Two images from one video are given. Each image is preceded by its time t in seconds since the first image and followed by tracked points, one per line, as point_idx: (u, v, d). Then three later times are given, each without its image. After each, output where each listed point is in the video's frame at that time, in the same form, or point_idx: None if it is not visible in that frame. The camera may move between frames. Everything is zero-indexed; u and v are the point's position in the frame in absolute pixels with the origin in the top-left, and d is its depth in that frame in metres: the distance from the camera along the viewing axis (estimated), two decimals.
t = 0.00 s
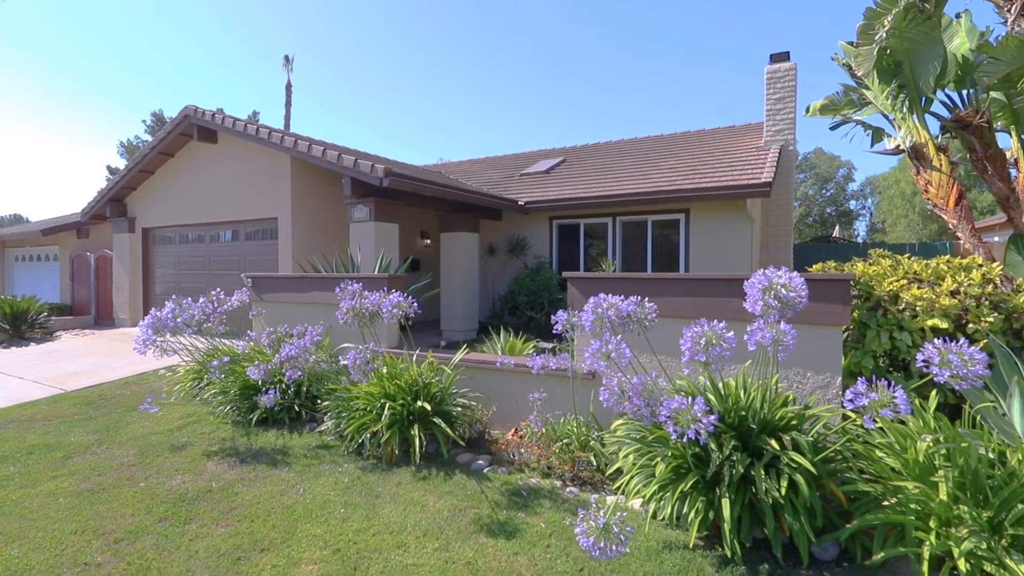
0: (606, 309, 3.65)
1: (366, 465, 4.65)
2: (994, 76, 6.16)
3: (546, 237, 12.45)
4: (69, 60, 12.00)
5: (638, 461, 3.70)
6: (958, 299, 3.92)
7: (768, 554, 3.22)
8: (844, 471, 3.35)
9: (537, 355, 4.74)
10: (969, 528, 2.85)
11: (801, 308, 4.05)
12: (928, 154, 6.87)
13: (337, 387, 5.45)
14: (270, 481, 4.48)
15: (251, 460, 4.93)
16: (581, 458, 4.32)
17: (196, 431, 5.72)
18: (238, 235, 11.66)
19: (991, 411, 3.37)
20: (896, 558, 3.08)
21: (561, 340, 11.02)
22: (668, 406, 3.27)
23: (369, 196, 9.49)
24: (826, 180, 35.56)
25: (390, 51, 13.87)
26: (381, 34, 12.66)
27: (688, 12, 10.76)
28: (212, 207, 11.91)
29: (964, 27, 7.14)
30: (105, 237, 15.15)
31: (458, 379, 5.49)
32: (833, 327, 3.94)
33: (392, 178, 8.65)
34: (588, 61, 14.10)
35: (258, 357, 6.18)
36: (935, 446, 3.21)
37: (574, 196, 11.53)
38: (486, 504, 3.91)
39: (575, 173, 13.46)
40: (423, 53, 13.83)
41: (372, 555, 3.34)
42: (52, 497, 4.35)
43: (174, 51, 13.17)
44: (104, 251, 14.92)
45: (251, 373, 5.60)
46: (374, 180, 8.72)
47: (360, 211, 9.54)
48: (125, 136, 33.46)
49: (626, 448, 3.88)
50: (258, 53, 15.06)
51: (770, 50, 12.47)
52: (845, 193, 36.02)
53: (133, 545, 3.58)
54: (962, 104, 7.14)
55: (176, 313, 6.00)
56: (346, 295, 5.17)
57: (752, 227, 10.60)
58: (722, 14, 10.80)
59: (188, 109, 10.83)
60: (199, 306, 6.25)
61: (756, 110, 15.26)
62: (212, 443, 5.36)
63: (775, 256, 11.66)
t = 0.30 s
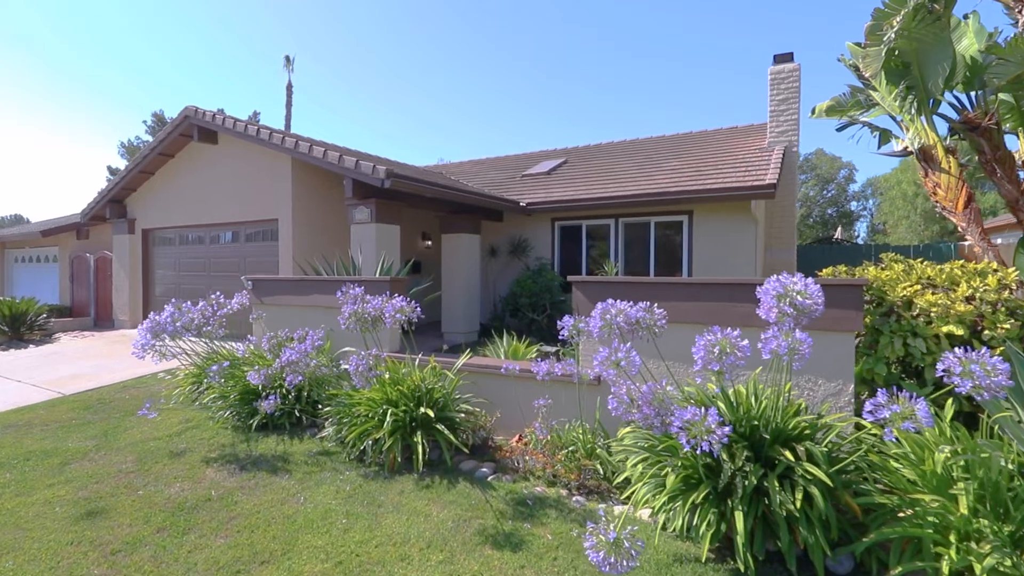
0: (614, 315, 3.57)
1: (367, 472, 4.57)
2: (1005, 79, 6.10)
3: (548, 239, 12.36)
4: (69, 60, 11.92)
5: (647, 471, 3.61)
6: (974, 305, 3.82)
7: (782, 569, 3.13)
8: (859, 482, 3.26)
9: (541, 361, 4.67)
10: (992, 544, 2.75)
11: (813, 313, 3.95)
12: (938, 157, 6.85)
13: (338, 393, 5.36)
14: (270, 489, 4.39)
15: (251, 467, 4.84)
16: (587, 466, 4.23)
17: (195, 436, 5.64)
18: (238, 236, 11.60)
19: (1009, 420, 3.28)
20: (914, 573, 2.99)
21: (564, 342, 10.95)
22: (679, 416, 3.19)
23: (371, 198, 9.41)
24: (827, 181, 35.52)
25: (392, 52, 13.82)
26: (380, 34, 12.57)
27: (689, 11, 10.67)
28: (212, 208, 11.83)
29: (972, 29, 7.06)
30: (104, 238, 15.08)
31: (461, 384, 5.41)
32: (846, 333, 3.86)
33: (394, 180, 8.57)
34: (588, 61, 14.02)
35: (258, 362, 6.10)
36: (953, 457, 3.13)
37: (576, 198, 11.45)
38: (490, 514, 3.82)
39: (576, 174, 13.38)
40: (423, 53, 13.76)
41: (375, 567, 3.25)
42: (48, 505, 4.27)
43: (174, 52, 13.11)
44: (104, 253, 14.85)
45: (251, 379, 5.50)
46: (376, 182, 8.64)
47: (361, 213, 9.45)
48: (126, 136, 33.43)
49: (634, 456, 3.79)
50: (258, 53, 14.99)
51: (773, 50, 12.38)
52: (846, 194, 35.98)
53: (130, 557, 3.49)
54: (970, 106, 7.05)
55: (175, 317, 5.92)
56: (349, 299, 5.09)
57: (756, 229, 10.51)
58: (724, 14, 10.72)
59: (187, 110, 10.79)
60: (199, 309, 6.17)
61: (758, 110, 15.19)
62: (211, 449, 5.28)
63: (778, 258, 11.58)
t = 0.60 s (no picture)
0: (623, 323, 3.48)
1: (369, 481, 4.48)
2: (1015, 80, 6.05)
3: (550, 241, 12.27)
4: (70, 60, 11.86)
5: (655, 481, 3.53)
6: (990, 312, 3.74)
7: None
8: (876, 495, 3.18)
9: (546, 367, 4.60)
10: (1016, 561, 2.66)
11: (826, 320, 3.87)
12: (947, 158, 6.70)
13: (340, 399, 5.27)
14: (270, 498, 4.30)
15: (251, 475, 4.76)
16: (594, 475, 4.14)
17: (194, 442, 5.56)
18: (238, 238, 11.53)
19: None
20: None
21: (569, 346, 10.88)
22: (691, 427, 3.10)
23: (373, 200, 9.33)
24: (829, 182, 35.45)
25: (393, 52, 13.78)
26: (380, 34, 12.49)
27: (690, 12, 10.61)
28: (213, 210, 11.76)
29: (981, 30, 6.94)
30: (104, 239, 15.01)
31: (464, 390, 5.33)
32: (859, 341, 3.78)
33: (395, 182, 8.49)
34: (590, 61, 13.94)
35: (259, 366, 6.02)
36: (973, 470, 3.04)
37: (579, 199, 11.37)
38: (496, 525, 3.73)
39: (578, 176, 13.30)
40: (424, 54, 13.70)
41: None
42: (44, 514, 4.19)
43: (173, 52, 13.05)
44: (104, 254, 14.78)
45: (251, 384, 5.42)
46: (378, 184, 8.56)
47: (363, 215, 9.38)
48: (126, 137, 33.38)
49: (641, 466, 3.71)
50: (258, 54, 14.94)
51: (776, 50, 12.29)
52: (847, 195, 35.89)
53: (127, 569, 3.41)
54: (978, 108, 6.98)
55: (174, 322, 5.84)
56: (350, 304, 5.01)
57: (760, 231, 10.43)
58: (727, 14, 10.64)
59: (187, 111, 10.73)
60: (199, 313, 6.09)
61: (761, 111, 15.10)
62: (210, 456, 5.20)
63: (783, 261, 11.48)
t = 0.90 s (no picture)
0: (631, 331, 3.39)
1: (371, 491, 4.39)
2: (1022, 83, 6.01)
3: (552, 244, 12.20)
4: (70, 60, 11.78)
5: (664, 493, 3.44)
6: (1006, 321, 3.65)
7: None
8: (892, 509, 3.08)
9: (552, 375, 4.53)
10: None
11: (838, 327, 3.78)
12: (953, 163, 6.60)
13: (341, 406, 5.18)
14: (269, 508, 4.21)
15: (249, 484, 4.66)
16: (600, 487, 4.05)
17: (192, 449, 5.47)
18: (238, 241, 11.45)
19: None
20: None
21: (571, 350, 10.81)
22: (702, 440, 3.01)
23: (373, 203, 9.25)
24: (830, 186, 35.47)
25: (394, 53, 13.72)
26: (381, 35, 12.44)
27: (694, 13, 10.57)
28: (212, 211, 11.68)
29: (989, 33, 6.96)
30: (103, 241, 14.92)
31: (467, 396, 5.25)
32: (872, 349, 3.69)
33: (396, 185, 8.42)
34: (592, 62, 13.89)
35: (258, 373, 5.93)
36: (993, 484, 2.94)
37: (581, 202, 11.30)
38: (500, 538, 3.63)
39: (580, 178, 13.24)
40: (426, 55, 13.65)
41: None
42: (38, 524, 4.09)
43: (173, 52, 13.00)
44: (102, 256, 14.69)
45: (250, 391, 5.31)
46: (379, 187, 8.48)
47: (364, 218, 9.31)
48: (125, 138, 33.30)
49: (649, 477, 3.63)
50: (259, 55, 14.89)
51: (779, 52, 12.25)
52: (848, 199, 35.87)
53: None
54: (985, 112, 6.93)
55: (172, 327, 5.75)
56: (351, 310, 4.93)
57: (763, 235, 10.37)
58: (729, 15, 10.61)
59: (187, 113, 10.68)
60: (198, 318, 6.01)
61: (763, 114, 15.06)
62: (208, 463, 5.10)
63: (787, 265, 11.40)
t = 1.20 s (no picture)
0: (639, 340, 3.30)
1: (371, 503, 4.30)
2: None
3: (553, 249, 12.14)
4: (66, 60, 11.68)
5: (673, 507, 3.35)
6: (1020, 330, 3.59)
7: None
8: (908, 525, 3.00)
9: (556, 384, 4.46)
10: None
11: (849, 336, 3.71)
12: (959, 168, 6.51)
13: (340, 414, 5.10)
14: (267, 521, 4.10)
15: (246, 495, 4.56)
16: (606, 499, 3.97)
17: (188, 457, 5.37)
18: (236, 244, 11.35)
19: None
20: None
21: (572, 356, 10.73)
22: (713, 453, 2.93)
23: (373, 206, 9.17)
24: (829, 190, 35.50)
25: (395, 55, 13.66)
26: (382, 37, 12.40)
27: (695, 16, 10.53)
28: (209, 214, 11.59)
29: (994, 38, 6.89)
30: (99, 243, 14.80)
31: (469, 405, 5.17)
32: (884, 358, 3.61)
33: (396, 189, 8.34)
34: (593, 65, 13.87)
35: (255, 380, 5.83)
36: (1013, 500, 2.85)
37: (582, 206, 11.23)
38: (505, 552, 3.54)
39: (581, 182, 13.18)
40: (426, 57, 13.63)
41: None
42: (28, 536, 3.98)
43: (173, 53, 12.95)
44: (99, 259, 14.57)
45: (246, 398, 5.20)
46: (378, 190, 8.41)
47: (363, 222, 9.22)
48: (123, 139, 33.18)
49: (657, 489, 3.54)
50: (259, 56, 14.85)
51: (781, 56, 12.24)
52: (848, 203, 35.90)
53: None
54: (990, 118, 6.86)
55: (168, 333, 5.65)
56: (351, 316, 4.84)
57: (766, 240, 10.30)
58: (733, 18, 10.60)
59: (185, 115, 10.61)
60: (194, 323, 5.91)
61: (764, 119, 15.05)
62: (204, 473, 5.00)
63: (789, 270, 11.34)
